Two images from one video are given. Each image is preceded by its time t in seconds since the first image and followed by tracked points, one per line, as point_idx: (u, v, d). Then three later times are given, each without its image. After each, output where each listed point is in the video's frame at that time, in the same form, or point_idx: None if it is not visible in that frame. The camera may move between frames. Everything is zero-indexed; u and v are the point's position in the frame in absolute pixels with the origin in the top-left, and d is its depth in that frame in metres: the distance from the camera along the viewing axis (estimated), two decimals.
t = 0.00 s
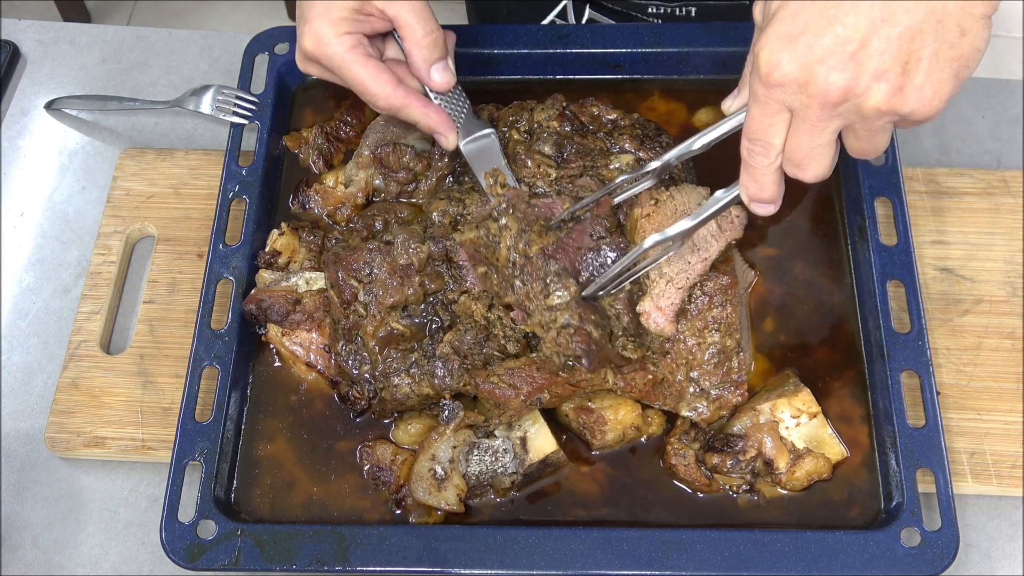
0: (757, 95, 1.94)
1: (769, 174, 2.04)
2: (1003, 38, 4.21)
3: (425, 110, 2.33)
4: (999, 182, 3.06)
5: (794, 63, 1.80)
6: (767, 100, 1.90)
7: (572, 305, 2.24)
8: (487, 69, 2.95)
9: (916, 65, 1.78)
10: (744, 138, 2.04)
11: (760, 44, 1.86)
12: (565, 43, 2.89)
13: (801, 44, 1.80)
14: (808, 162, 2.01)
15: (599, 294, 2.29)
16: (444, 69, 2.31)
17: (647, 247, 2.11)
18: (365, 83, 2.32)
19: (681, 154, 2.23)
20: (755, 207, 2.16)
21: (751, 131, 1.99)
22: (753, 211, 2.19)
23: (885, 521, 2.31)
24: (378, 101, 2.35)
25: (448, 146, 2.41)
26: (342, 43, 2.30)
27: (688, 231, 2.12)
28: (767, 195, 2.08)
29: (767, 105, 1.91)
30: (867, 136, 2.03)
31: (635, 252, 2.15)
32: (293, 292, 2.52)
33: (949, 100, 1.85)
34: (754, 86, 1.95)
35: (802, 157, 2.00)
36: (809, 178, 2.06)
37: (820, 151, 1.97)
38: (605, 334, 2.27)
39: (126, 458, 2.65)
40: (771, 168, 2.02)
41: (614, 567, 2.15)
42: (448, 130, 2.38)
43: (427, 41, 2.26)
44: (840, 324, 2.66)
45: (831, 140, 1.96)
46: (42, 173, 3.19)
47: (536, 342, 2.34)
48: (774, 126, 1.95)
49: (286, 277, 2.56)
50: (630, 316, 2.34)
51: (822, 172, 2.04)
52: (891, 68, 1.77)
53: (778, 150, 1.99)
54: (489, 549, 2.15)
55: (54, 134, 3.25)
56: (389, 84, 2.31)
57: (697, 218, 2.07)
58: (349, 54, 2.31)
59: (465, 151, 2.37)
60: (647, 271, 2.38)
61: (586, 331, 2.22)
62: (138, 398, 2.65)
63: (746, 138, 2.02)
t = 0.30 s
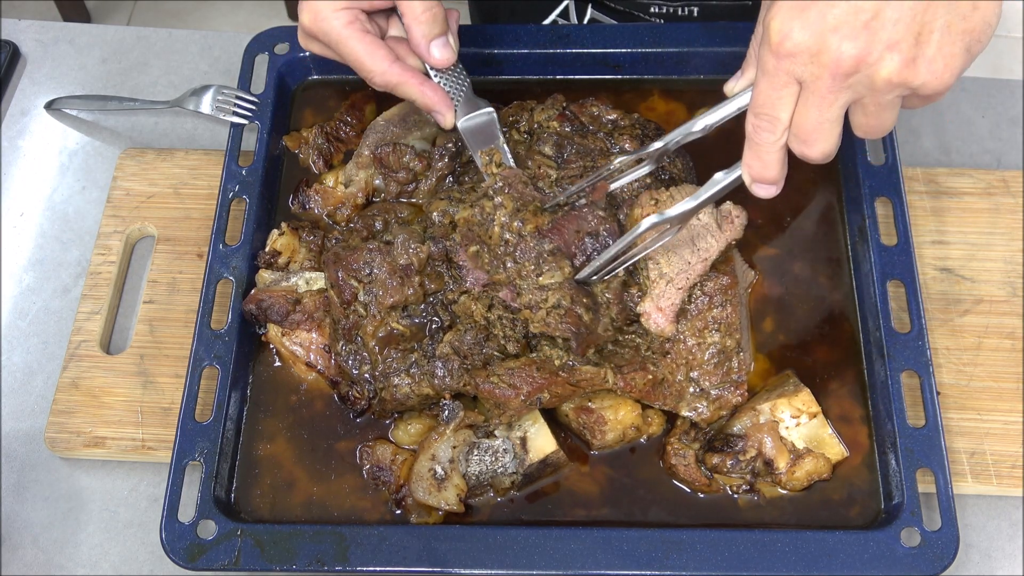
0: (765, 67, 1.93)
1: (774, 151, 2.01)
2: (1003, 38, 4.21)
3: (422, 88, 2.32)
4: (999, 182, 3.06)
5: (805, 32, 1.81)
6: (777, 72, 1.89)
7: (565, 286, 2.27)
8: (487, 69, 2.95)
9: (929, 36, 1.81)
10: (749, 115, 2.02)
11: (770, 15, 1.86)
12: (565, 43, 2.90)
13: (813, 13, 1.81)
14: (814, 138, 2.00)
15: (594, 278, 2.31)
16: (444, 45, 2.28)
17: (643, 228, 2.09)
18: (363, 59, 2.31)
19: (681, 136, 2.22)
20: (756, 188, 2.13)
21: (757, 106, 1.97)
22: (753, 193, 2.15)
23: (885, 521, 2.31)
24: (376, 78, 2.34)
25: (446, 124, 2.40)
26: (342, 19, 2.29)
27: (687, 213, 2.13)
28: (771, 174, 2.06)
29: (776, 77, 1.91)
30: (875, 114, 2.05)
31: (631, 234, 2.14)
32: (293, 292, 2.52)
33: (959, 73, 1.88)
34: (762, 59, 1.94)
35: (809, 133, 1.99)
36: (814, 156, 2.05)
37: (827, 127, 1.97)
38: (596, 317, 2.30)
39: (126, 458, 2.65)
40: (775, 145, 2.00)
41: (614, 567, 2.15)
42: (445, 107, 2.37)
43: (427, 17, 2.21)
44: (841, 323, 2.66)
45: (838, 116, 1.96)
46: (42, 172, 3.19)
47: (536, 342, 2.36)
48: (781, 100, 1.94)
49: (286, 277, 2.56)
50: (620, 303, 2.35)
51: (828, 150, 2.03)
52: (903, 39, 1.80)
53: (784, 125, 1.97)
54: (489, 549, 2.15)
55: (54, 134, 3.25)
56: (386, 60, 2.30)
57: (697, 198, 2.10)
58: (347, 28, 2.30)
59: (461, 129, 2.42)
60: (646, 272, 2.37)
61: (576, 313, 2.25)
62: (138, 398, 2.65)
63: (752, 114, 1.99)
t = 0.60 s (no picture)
0: (742, 41, 1.90)
1: (744, 132, 2.01)
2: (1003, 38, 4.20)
3: (383, 60, 2.32)
4: (999, 182, 3.06)
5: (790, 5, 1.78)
6: (755, 46, 1.87)
7: (514, 269, 2.23)
8: (487, 69, 2.95)
9: (910, 17, 1.85)
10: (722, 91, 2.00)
11: None
12: (565, 43, 2.89)
13: None
14: (788, 117, 2.00)
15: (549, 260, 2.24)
16: (413, 21, 2.25)
17: (600, 212, 2.06)
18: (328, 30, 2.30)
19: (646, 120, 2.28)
20: (723, 173, 2.16)
21: (731, 83, 1.96)
22: (719, 178, 2.19)
23: (885, 521, 2.31)
24: (338, 46, 2.34)
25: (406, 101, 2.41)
26: None
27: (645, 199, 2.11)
28: (739, 156, 2.06)
29: (755, 52, 1.88)
30: (850, 96, 2.07)
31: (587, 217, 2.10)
32: (293, 292, 2.52)
33: (935, 55, 1.95)
34: (737, 32, 1.92)
35: (782, 113, 1.99)
36: (786, 135, 2.06)
37: (802, 105, 1.97)
38: (545, 305, 2.26)
39: (126, 458, 2.65)
40: (748, 123, 1.99)
41: (614, 567, 2.14)
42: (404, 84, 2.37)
43: None
44: (841, 323, 2.66)
45: (813, 95, 1.97)
46: (42, 173, 3.19)
47: (536, 343, 2.35)
48: (757, 77, 1.93)
49: (286, 277, 2.56)
50: (571, 296, 2.29)
51: (800, 131, 2.04)
52: (886, 18, 1.83)
53: (758, 103, 1.96)
54: (488, 549, 2.15)
55: (54, 134, 3.25)
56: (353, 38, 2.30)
57: (655, 185, 2.07)
58: None
59: (421, 106, 2.40)
60: (646, 271, 2.38)
61: (524, 299, 2.23)
62: (138, 398, 2.65)
63: (725, 90, 1.98)
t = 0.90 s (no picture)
0: (688, 63, 1.93)
1: (680, 156, 1.97)
2: (1003, 38, 4.20)
3: (324, 48, 2.18)
4: (999, 182, 3.06)
5: (741, 28, 1.83)
6: (702, 68, 1.90)
7: (429, 276, 2.12)
8: (487, 69, 2.95)
9: (852, 54, 1.91)
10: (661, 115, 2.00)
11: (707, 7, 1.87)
12: (565, 43, 2.88)
13: (749, 9, 1.82)
14: (725, 145, 1.98)
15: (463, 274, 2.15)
16: (361, 15, 2.15)
17: (523, 225, 2.00)
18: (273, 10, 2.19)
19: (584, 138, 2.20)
20: (650, 199, 2.04)
21: (672, 103, 1.95)
22: (645, 205, 2.07)
23: (885, 521, 2.31)
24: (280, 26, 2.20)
25: (341, 94, 2.21)
26: None
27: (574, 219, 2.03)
28: (671, 184, 2.00)
29: (700, 74, 1.90)
30: (785, 135, 2.07)
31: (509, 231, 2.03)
32: (294, 292, 2.52)
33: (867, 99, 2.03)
34: (685, 52, 1.94)
35: (721, 138, 1.97)
36: (722, 166, 2.03)
37: (740, 133, 1.97)
38: (457, 318, 2.20)
39: (126, 458, 2.65)
40: (686, 148, 1.97)
41: (614, 567, 2.14)
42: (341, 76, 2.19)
43: None
44: (841, 323, 2.66)
45: (750, 125, 1.97)
46: (42, 173, 3.19)
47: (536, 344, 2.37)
48: (699, 99, 1.93)
49: (286, 277, 2.56)
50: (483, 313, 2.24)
51: (735, 161, 2.03)
52: (830, 52, 1.88)
53: (697, 127, 1.96)
54: (488, 549, 2.15)
55: (54, 134, 3.25)
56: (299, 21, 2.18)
57: (585, 204, 2.00)
58: None
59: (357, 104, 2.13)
60: (646, 271, 2.39)
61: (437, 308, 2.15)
62: (138, 398, 2.65)
63: (664, 113, 1.97)
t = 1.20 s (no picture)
0: (660, 154, 1.86)
1: (638, 238, 1.93)
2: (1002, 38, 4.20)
3: (308, 67, 2.05)
4: (999, 182, 3.07)
5: (713, 133, 1.78)
6: (673, 162, 1.83)
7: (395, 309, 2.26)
8: (486, 69, 2.95)
9: (811, 171, 1.88)
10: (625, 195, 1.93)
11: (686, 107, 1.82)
12: (565, 43, 2.88)
13: (724, 118, 1.79)
14: (682, 235, 1.93)
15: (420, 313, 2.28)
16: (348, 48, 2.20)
17: (470, 280, 2.05)
18: (271, 16, 2.00)
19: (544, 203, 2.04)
20: (601, 270, 2.00)
21: (637, 188, 1.88)
22: (596, 274, 2.02)
23: (885, 521, 2.31)
24: (274, 34, 2.02)
25: (313, 116, 2.10)
26: None
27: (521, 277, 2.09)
28: (624, 261, 1.96)
29: (669, 167, 1.83)
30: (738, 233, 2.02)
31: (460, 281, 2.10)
32: (294, 292, 2.52)
33: (819, 212, 2.00)
34: (657, 145, 1.87)
35: (679, 227, 1.92)
36: (676, 253, 1.99)
37: (698, 228, 1.92)
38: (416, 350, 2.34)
39: (126, 458, 2.65)
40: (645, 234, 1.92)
41: (614, 567, 2.14)
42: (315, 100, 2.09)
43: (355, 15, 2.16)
44: (841, 323, 2.66)
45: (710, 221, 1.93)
46: (42, 173, 3.19)
47: (536, 344, 2.39)
48: (662, 190, 1.86)
49: (286, 277, 2.55)
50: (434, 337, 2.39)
51: (687, 251, 1.98)
52: (790, 169, 1.85)
53: (659, 217, 1.90)
54: (489, 549, 2.15)
55: (54, 134, 3.25)
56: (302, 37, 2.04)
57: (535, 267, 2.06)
58: None
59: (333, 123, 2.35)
60: (646, 272, 2.39)
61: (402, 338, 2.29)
62: (138, 398, 2.65)
63: (629, 195, 1.90)
